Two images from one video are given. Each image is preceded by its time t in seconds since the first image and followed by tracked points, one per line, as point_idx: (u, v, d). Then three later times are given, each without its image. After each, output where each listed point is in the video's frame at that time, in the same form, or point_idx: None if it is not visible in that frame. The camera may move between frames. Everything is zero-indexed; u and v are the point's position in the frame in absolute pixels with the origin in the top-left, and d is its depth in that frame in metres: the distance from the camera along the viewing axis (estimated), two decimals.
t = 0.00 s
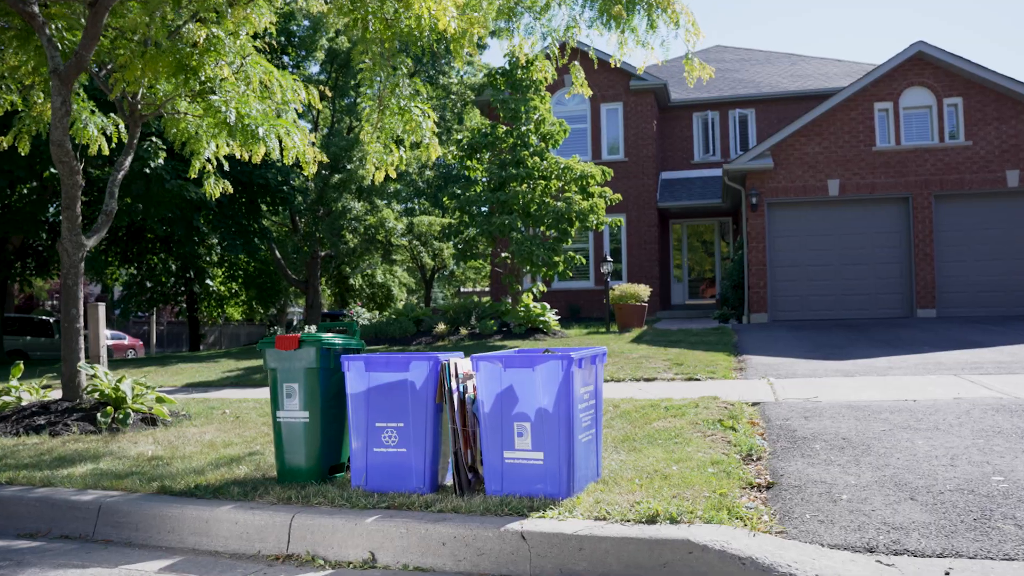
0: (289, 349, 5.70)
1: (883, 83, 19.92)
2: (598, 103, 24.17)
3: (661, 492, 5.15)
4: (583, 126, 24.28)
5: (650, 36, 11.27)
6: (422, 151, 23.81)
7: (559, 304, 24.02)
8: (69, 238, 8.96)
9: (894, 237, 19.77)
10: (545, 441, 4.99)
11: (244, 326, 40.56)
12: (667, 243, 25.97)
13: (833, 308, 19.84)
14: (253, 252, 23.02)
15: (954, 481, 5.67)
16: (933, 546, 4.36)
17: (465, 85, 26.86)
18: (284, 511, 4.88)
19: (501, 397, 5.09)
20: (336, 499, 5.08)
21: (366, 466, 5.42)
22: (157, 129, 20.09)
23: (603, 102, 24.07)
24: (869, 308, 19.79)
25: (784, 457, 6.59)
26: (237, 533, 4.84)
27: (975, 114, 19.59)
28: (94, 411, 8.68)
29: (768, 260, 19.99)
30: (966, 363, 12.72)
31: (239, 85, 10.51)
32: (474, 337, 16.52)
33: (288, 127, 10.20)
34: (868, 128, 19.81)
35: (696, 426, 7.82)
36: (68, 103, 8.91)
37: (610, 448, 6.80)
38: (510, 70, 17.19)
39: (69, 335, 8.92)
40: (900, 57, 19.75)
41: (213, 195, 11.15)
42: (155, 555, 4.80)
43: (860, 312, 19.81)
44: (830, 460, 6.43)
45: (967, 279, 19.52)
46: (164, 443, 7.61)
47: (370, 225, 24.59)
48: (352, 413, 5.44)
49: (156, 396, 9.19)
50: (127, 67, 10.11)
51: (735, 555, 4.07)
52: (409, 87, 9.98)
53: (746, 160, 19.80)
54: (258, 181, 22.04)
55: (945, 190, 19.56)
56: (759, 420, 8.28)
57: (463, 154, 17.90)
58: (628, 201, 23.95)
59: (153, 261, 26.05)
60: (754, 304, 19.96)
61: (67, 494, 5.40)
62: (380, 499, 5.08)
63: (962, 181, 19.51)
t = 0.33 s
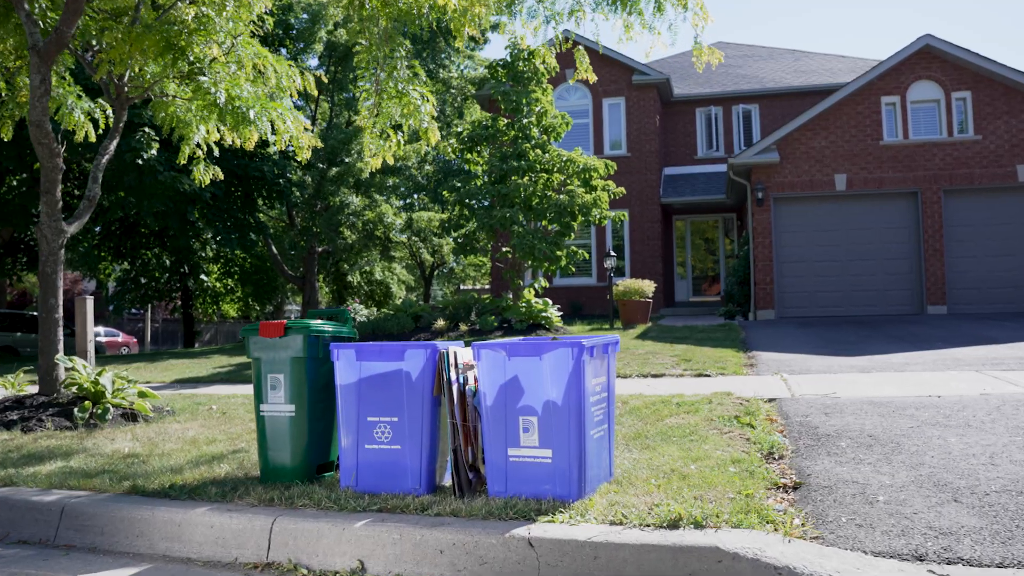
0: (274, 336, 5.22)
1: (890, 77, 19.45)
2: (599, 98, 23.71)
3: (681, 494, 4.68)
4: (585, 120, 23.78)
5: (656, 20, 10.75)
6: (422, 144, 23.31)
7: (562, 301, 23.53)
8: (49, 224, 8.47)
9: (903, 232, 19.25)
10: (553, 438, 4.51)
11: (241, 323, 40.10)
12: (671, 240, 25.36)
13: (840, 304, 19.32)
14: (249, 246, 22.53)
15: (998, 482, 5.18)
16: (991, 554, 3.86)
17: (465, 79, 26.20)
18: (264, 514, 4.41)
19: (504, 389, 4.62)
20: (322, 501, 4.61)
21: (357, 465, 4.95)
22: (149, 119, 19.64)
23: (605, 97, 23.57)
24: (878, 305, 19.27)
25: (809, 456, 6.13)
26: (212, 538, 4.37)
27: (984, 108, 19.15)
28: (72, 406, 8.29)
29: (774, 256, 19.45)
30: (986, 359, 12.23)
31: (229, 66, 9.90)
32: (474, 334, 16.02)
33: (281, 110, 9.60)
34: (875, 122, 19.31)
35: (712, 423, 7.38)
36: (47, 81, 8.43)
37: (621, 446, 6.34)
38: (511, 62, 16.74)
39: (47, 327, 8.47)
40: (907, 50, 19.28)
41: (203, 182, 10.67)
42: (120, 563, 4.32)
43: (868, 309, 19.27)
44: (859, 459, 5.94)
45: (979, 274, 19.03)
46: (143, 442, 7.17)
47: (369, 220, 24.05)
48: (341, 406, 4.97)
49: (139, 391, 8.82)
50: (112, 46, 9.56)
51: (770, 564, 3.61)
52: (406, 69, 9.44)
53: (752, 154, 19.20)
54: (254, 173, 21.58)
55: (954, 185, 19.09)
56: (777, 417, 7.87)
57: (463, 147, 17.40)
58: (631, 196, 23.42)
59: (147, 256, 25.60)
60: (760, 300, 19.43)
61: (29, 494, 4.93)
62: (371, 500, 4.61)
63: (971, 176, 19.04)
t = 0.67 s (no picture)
0: (255, 322, 4.79)
1: (897, 70, 18.99)
2: (601, 93, 23.20)
3: (702, 496, 4.23)
4: (588, 116, 23.29)
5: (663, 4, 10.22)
6: (421, 138, 22.80)
7: (563, 298, 23.09)
8: (26, 209, 8.06)
9: (910, 228, 18.72)
10: (562, 435, 4.07)
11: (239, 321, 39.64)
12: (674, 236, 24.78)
13: (848, 301, 18.81)
14: (246, 241, 21.97)
15: None
16: None
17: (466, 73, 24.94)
18: (241, 518, 3.98)
19: (508, 380, 4.17)
20: (307, 504, 4.17)
21: (346, 464, 4.52)
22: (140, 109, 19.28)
23: (607, 92, 23.10)
24: (886, 302, 18.77)
25: (835, 454, 5.70)
26: (183, 544, 3.93)
27: (993, 102, 18.71)
28: (48, 400, 7.96)
29: (780, 252, 18.90)
30: (1006, 355, 11.79)
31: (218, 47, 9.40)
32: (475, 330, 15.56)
33: (273, 92, 9.15)
34: (883, 116, 18.86)
35: (728, 420, 7.00)
36: (21, 57, 7.99)
37: (633, 443, 5.92)
38: (512, 55, 16.29)
39: (25, 318, 8.10)
40: (915, 43, 18.83)
41: (192, 169, 10.22)
42: (81, 572, 3.88)
43: (876, 306, 18.77)
44: (889, 457, 5.48)
45: (990, 270, 18.58)
46: (122, 440, 6.78)
47: (369, 216, 23.54)
48: (329, 399, 4.53)
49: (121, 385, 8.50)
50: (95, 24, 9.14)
51: None
52: (404, 51, 8.85)
53: (757, 148, 18.68)
54: (250, 166, 21.15)
55: (964, 180, 18.60)
56: (795, 413, 7.51)
57: (463, 140, 16.86)
58: (634, 192, 22.94)
59: (142, 252, 25.18)
60: (766, 297, 18.92)
61: None
62: (362, 502, 4.18)
63: (981, 170, 18.57)
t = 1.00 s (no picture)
0: (235, 308, 4.39)
1: (905, 64, 18.54)
2: (603, 88, 22.75)
3: (727, 497, 3.83)
4: (589, 111, 22.86)
5: None
6: (421, 132, 22.35)
7: (566, 294, 22.66)
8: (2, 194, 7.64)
9: (918, 224, 18.28)
10: (574, 431, 3.66)
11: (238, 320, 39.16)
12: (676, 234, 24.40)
13: (854, 298, 18.32)
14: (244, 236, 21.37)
15: None
16: None
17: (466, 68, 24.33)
18: (216, 521, 3.59)
19: (512, 370, 3.76)
20: (289, 506, 3.76)
21: (334, 462, 4.11)
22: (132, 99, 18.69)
23: (609, 87, 22.66)
24: (893, 298, 18.31)
25: (863, 452, 5.30)
26: (151, 552, 3.54)
27: (1004, 96, 18.28)
28: (25, 395, 7.59)
29: (785, 249, 18.46)
30: None
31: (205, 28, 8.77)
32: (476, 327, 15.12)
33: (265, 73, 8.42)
34: (890, 110, 18.40)
35: (744, 416, 6.66)
36: None
37: (645, 441, 5.54)
38: (513, 47, 15.72)
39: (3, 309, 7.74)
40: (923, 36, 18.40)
41: (182, 156, 9.80)
42: None
43: (883, 302, 18.32)
44: (922, 456, 5.08)
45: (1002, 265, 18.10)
46: (100, 436, 6.40)
47: (368, 212, 23.13)
48: (315, 392, 4.13)
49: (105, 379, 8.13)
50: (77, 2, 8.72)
51: None
52: (401, 32, 8.27)
53: (761, 143, 18.23)
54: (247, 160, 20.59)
55: (972, 175, 18.19)
56: (814, 409, 7.13)
57: (463, 134, 16.31)
58: (636, 188, 22.45)
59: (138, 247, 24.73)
60: (771, 293, 18.51)
61: None
62: (351, 505, 3.78)
63: (991, 166, 18.13)
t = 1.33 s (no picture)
0: (215, 291, 4.02)
1: (912, 57, 18.05)
2: (605, 83, 22.34)
3: (756, 499, 3.47)
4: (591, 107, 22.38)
5: None
6: (421, 127, 21.89)
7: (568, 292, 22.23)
8: None
9: (924, 221, 17.68)
10: (587, 426, 3.29)
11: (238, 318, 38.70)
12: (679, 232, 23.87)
13: (860, 295, 17.76)
14: (241, 232, 20.65)
15: None
16: None
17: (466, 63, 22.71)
18: (187, 525, 3.21)
19: (518, 358, 3.39)
20: (269, 509, 3.38)
21: (321, 460, 3.74)
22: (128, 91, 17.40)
23: (611, 82, 22.20)
24: (899, 295, 17.73)
25: (894, 450, 4.93)
26: (114, 560, 3.16)
27: (1015, 90, 17.75)
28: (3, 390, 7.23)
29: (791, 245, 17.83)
30: None
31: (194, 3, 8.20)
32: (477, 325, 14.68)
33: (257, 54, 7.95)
34: (897, 105, 17.86)
35: (762, 412, 6.31)
36: None
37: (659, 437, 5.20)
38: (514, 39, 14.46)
39: None
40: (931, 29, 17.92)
41: (170, 142, 9.36)
42: None
43: (889, 300, 17.73)
44: (959, 454, 4.71)
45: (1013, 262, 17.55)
46: (78, 431, 6.04)
47: (368, 208, 22.53)
48: (301, 382, 3.76)
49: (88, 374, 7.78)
50: None
51: None
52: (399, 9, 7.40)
53: (767, 137, 17.61)
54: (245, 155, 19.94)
55: (981, 170, 17.60)
56: (833, 405, 6.76)
57: (462, 127, 14.97)
58: (637, 184, 21.96)
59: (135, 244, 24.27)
60: (775, 290, 17.82)
61: None
62: (339, 506, 3.41)
63: (1000, 161, 17.62)
